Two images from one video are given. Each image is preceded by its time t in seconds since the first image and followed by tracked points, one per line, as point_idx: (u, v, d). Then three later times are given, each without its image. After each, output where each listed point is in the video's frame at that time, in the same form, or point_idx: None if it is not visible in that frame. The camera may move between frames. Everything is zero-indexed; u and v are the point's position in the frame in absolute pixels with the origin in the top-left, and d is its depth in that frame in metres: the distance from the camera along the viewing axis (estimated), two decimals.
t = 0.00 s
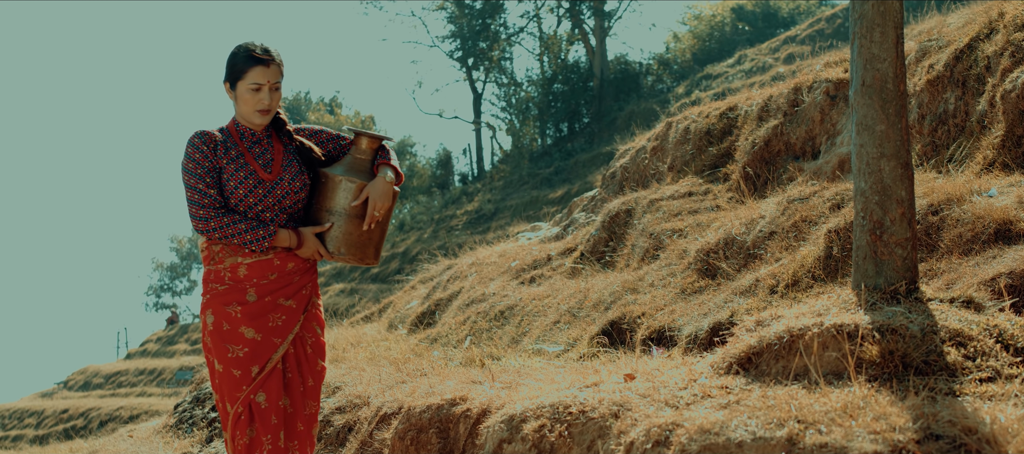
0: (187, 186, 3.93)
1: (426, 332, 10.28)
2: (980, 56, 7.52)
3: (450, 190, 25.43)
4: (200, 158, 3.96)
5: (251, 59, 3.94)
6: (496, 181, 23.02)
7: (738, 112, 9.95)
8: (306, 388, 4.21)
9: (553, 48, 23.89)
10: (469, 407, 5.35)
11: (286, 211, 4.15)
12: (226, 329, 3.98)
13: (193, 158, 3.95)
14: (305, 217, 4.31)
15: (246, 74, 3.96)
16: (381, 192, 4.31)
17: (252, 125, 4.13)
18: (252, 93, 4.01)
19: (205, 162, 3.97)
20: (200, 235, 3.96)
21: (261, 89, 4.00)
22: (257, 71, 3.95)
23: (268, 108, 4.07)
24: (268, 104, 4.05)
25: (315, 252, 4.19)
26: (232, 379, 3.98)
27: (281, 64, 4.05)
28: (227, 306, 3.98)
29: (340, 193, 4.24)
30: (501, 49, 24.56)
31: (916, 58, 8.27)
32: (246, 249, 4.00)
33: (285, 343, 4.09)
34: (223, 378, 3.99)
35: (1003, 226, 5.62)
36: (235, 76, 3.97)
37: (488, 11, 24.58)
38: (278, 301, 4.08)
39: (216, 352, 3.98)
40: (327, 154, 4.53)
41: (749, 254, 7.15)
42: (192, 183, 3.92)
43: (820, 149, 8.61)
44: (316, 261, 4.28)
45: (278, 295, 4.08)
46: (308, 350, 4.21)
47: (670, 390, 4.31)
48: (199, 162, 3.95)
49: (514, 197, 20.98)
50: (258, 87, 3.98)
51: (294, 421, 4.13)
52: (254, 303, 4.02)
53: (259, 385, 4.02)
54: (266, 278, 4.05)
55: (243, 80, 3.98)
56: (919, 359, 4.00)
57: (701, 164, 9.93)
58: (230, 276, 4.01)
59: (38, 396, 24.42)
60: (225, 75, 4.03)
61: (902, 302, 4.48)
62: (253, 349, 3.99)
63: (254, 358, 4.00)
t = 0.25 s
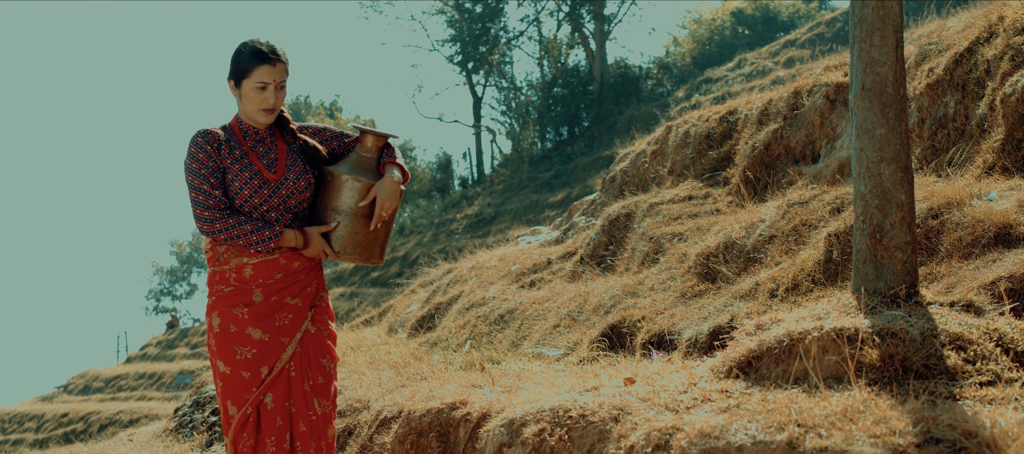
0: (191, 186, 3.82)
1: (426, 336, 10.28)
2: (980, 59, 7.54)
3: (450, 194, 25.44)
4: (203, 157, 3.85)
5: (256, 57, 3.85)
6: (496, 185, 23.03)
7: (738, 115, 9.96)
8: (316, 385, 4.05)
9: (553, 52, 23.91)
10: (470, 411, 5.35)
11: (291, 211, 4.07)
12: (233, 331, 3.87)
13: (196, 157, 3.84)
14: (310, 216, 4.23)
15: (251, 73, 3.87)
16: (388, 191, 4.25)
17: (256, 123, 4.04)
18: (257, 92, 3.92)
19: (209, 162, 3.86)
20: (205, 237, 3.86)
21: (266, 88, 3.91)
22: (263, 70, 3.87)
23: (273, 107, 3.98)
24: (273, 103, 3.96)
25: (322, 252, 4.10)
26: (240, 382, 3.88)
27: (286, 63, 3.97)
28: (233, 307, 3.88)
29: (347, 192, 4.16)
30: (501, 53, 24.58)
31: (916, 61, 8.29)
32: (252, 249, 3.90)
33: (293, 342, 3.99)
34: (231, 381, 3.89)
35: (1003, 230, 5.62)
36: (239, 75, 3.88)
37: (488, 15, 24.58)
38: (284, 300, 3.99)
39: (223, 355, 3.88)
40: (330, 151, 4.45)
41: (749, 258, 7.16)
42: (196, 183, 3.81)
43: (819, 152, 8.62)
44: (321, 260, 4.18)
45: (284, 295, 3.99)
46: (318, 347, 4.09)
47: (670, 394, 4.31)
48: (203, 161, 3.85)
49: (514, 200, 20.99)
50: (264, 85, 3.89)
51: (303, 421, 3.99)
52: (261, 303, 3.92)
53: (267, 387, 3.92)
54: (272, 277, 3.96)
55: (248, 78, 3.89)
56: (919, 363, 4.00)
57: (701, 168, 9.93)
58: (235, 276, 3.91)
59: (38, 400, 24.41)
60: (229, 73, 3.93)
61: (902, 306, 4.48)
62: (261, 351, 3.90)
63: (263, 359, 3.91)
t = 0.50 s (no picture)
0: (196, 186, 3.80)
1: (426, 339, 10.28)
2: (980, 62, 7.54)
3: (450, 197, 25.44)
4: (208, 157, 3.82)
5: (263, 54, 3.80)
6: (496, 188, 23.04)
7: (738, 118, 9.97)
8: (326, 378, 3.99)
9: (553, 55, 23.94)
10: (470, 414, 5.35)
11: (296, 210, 4.02)
12: (240, 333, 3.83)
13: (201, 156, 3.82)
14: (316, 215, 4.16)
15: (258, 71, 3.82)
16: (395, 188, 4.16)
17: (261, 122, 3.98)
18: (263, 90, 3.86)
19: (214, 162, 3.83)
20: (210, 236, 3.84)
21: (273, 87, 3.86)
22: (270, 68, 3.82)
23: (279, 106, 3.92)
24: (279, 102, 3.91)
25: (328, 250, 4.04)
26: (249, 384, 3.85)
27: (293, 62, 3.91)
28: (239, 310, 3.84)
29: (352, 190, 4.08)
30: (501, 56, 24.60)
31: (916, 65, 8.30)
32: (257, 249, 3.86)
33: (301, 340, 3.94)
34: (241, 383, 3.85)
35: (1003, 233, 5.62)
36: (246, 72, 3.83)
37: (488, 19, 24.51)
38: (290, 298, 3.94)
39: (231, 358, 3.84)
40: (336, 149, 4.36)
41: (749, 261, 7.16)
42: (201, 183, 3.79)
43: (819, 156, 8.62)
44: (327, 258, 4.13)
45: (290, 293, 3.93)
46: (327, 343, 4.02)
47: (670, 397, 4.30)
48: (208, 160, 3.82)
49: (514, 203, 21.00)
50: (270, 84, 3.84)
51: (312, 416, 3.90)
52: (267, 303, 3.87)
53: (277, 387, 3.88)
54: (278, 277, 3.90)
55: (254, 76, 3.83)
56: (919, 365, 4.00)
57: (701, 171, 9.93)
58: (241, 277, 3.86)
59: (38, 403, 24.40)
60: (236, 71, 3.88)
61: (902, 309, 4.48)
62: (269, 351, 3.86)
63: (271, 359, 3.87)
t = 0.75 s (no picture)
0: (201, 189, 3.73)
1: (426, 342, 10.28)
2: (979, 65, 7.54)
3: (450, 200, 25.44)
4: (213, 159, 3.76)
5: (270, 56, 3.73)
6: (496, 191, 23.05)
7: (738, 121, 9.97)
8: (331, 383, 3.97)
9: (553, 58, 23.95)
10: (470, 417, 5.35)
11: (303, 212, 3.97)
12: (246, 337, 3.82)
13: (206, 159, 3.75)
14: (322, 216, 4.12)
15: (265, 73, 3.75)
16: (402, 188, 4.13)
17: (267, 124, 3.94)
18: (271, 92, 3.80)
19: (219, 164, 3.77)
20: (216, 240, 3.77)
21: (280, 89, 3.80)
22: (277, 70, 3.75)
23: (285, 108, 3.87)
24: (286, 104, 3.85)
25: (336, 252, 4.00)
26: (255, 389, 3.84)
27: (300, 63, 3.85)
28: (246, 314, 3.83)
29: (360, 190, 4.05)
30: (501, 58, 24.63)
31: (916, 67, 8.30)
32: (264, 252, 3.82)
33: (308, 345, 3.92)
34: (247, 388, 3.84)
35: (1003, 236, 5.62)
36: (253, 74, 3.76)
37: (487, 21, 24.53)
38: (298, 302, 3.92)
39: (238, 362, 3.83)
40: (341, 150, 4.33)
41: (749, 264, 7.16)
42: (206, 186, 3.72)
43: (819, 159, 8.62)
44: (334, 260, 4.09)
45: (298, 297, 3.91)
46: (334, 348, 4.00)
47: (670, 400, 4.31)
48: (213, 163, 3.75)
49: (514, 206, 21.00)
50: (278, 86, 3.78)
51: (316, 421, 3.88)
52: (274, 307, 3.85)
53: (283, 392, 3.86)
54: (286, 280, 3.88)
55: (261, 77, 3.77)
56: (919, 368, 4.00)
57: (700, 174, 9.94)
58: (249, 280, 3.84)
59: (38, 406, 24.40)
60: (242, 72, 3.81)
61: (902, 312, 4.49)
62: (276, 356, 3.84)
63: (278, 364, 3.85)
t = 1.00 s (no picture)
0: (209, 197, 3.65)
1: (426, 343, 10.29)
2: (979, 67, 7.55)
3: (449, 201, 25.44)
4: (220, 165, 3.68)
5: (279, 61, 3.65)
6: (495, 192, 23.07)
7: (737, 123, 9.97)
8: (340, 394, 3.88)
9: (553, 59, 23.94)
10: (469, 418, 5.34)
11: (313, 217, 3.90)
12: (255, 343, 3.71)
13: (213, 166, 3.67)
14: (332, 222, 4.05)
15: (273, 78, 3.67)
16: (412, 191, 4.08)
17: (275, 129, 3.85)
18: (279, 98, 3.72)
19: (227, 170, 3.69)
20: (225, 248, 3.70)
21: (288, 94, 3.71)
22: (286, 75, 3.67)
23: (294, 113, 3.79)
24: (294, 110, 3.77)
25: (347, 258, 3.94)
26: (263, 396, 3.73)
27: (309, 67, 3.76)
28: (256, 318, 3.72)
29: (370, 195, 3.99)
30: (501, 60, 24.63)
31: (916, 69, 8.30)
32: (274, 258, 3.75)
33: (318, 353, 3.81)
34: (255, 395, 3.73)
35: (1002, 237, 5.62)
36: (261, 79, 3.68)
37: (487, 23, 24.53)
38: (309, 309, 3.81)
39: (246, 368, 3.72)
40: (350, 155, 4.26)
41: (749, 265, 7.16)
42: (214, 193, 3.64)
43: (819, 160, 8.63)
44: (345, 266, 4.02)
45: (308, 303, 3.81)
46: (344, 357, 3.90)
47: (670, 401, 4.31)
48: (220, 170, 3.67)
49: (514, 208, 21.01)
50: (286, 91, 3.70)
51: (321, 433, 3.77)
52: (285, 312, 3.75)
53: (291, 401, 3.75)
54: (296, 285, 3.79)
55: (269, 82, 3.68)
56: (919, 370, 4.00)
57: (700, 175, 9.94)
58: (259, 285, 3.75)
59: (38, 407, 24.39)
60: (250, 76, 3.73)
61: (902, 313, 4.49)
62: (285, 363, 3.74)
63: (287, 371, 3.75)
